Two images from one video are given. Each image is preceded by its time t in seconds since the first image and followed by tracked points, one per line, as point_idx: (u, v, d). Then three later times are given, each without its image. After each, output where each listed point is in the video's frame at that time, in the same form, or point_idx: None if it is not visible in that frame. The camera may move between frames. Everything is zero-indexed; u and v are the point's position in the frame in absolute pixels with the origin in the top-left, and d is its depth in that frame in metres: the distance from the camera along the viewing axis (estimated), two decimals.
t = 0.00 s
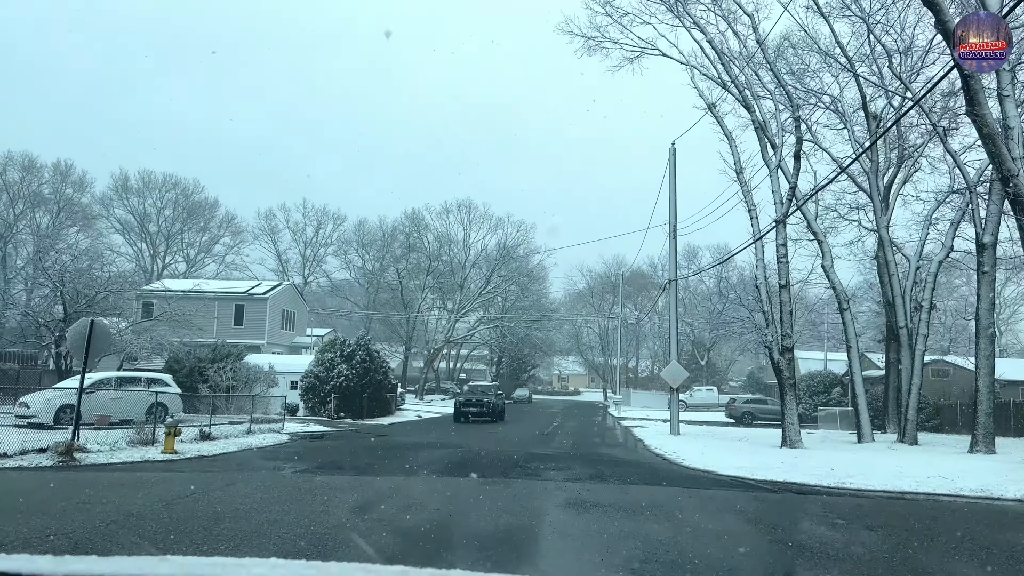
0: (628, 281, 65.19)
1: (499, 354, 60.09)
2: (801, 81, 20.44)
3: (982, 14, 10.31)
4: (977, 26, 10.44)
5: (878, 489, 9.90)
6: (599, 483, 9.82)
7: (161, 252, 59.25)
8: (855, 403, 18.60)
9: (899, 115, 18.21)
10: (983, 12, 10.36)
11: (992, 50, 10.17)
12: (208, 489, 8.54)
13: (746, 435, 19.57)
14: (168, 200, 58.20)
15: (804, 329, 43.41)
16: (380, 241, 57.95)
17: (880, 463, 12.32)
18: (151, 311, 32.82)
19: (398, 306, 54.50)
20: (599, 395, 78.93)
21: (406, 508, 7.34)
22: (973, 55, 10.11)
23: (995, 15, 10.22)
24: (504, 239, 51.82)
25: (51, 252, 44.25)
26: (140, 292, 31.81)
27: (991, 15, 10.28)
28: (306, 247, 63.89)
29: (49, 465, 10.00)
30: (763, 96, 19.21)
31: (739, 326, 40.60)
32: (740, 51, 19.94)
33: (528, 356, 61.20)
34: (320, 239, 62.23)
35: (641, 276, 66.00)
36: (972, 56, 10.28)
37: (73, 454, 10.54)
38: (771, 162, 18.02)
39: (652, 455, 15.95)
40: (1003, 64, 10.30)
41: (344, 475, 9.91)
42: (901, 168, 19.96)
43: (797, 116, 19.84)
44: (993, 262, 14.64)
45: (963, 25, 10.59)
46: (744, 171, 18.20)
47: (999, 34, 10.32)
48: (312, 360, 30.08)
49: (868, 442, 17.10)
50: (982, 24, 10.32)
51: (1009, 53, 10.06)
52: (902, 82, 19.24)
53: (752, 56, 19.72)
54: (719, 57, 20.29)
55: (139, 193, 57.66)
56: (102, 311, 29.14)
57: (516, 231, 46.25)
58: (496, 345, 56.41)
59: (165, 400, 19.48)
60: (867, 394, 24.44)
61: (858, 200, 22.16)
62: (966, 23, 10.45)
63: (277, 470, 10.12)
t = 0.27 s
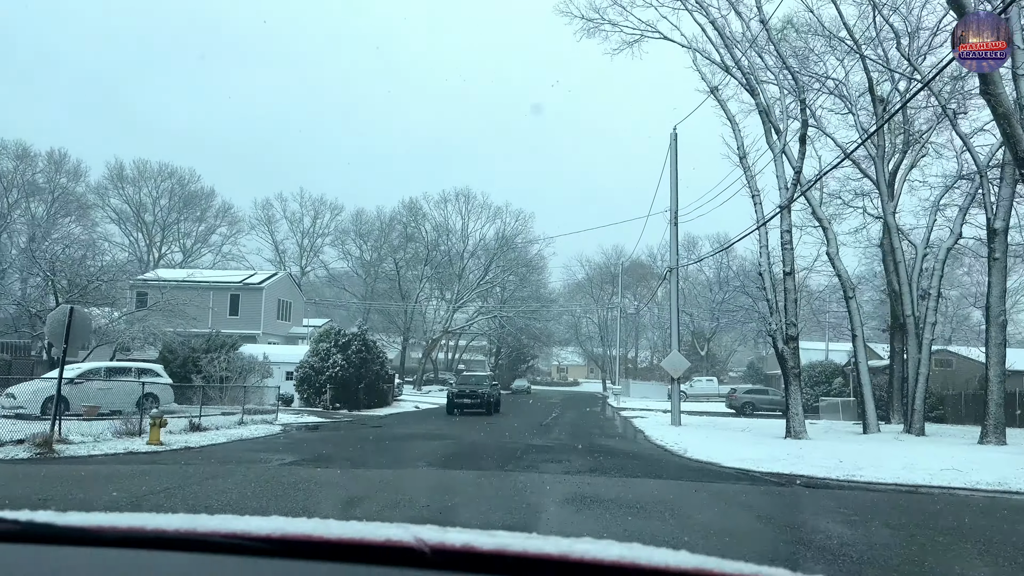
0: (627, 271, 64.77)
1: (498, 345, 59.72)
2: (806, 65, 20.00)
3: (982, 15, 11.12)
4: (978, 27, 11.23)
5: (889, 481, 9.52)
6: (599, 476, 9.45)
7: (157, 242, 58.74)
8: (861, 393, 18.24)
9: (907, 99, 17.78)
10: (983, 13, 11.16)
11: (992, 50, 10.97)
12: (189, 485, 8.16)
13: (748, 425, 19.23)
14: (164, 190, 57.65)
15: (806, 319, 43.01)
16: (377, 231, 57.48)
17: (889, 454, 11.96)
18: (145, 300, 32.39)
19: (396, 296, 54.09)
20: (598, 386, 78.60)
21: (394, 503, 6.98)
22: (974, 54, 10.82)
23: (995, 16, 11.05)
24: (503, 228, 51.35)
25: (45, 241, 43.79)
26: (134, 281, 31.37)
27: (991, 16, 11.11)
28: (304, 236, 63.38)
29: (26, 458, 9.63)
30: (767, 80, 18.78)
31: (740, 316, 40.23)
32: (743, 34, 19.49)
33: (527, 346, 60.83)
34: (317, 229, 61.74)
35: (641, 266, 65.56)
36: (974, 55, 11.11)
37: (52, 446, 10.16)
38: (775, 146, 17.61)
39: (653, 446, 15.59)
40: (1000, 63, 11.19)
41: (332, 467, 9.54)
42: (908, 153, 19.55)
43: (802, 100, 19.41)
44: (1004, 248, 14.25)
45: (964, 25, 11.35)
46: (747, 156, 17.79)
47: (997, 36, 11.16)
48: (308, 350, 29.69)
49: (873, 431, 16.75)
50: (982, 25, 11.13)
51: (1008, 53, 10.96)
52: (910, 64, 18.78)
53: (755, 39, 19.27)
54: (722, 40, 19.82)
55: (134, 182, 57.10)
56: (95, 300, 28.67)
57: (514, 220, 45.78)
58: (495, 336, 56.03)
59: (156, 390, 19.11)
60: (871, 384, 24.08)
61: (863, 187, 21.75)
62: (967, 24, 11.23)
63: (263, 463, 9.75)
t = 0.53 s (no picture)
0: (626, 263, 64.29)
1: (496, 337, 59.31)
2: (810, 49, 19.49)
3: (983, 14, 10.87)
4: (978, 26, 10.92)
5: (904, 477, 9.05)
6: (599, 473, 8.98)
7: (152, 233, 58.16)
8: (867, 384, 17.79)
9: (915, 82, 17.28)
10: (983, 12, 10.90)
11: (992, 50, 10.82)
12: (160, 485, 7.63)
13: (751, 418, 18.80)
14: (158, 180, 57.05)
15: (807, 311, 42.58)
16: (374, 222, 56.94)
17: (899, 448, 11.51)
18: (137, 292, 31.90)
19: (393, 288, 53.61)
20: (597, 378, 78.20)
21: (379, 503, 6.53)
22: (974, 55, 10.73)
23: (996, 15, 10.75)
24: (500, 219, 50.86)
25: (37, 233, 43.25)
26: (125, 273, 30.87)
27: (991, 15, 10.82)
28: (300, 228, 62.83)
29: None
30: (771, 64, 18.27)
31: (741, 308, 39.74)
32: (746, 17, 18.98)
33: (525, 338, 60.41)
34: (313, 220, 61.19)
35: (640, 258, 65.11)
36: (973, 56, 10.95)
37: (25, 442, 9.70)
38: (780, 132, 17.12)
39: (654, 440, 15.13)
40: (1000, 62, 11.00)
41: (317, 464, 9.08)
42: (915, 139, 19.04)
43: (807, 84, 18.92)
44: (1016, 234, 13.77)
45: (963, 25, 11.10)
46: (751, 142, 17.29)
47: (998, 35, 10.88)
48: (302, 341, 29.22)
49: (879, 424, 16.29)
50: (983, 24, 10.84)
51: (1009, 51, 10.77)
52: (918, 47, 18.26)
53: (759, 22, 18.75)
54: (725, 23, 19.33)
55: (128, 173, 56.48)
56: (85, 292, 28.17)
57: (512, 211, 45.31)
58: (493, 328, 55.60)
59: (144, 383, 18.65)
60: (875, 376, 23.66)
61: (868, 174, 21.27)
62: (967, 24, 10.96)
63: (246, 459, 9.30)
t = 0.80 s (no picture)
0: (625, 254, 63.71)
1: (493, 329, 58.69)
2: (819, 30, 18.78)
3: (983, 16, 11.53)
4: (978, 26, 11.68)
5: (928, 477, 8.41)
6: (600, 473, 8.33)
7: (145, 223, 57.37)
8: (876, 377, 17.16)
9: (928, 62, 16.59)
10: (983, 13, 11.58)
11: (991, 50, 11.68)
12: (122, 487, 6.99)
13: (755, 412, 18.18)
14: (151, 170, 56.24)
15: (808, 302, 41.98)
16: (370, 213, 56.24)
17: (916, 444, 10.88)
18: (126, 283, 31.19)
19: (390, 279, 52.94)
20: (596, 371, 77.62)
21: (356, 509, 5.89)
22: (975, 54, 11.55)
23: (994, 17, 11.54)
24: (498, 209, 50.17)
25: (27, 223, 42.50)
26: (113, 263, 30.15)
27: (991, 16, 11.53)
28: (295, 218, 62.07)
29: None
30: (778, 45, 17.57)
31: (742, 299, 39.15)
32: None
33: (523, 330, 59.80)
34: (309, 211, 60.46)
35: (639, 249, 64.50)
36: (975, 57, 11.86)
37: None
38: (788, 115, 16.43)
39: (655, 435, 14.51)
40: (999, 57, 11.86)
41: (295, 463, 8.42)
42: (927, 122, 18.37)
43: (815, 66, 18.24)
44: None
45: (964, 24, 11.74)
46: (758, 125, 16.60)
47: (997, 34, 11.67)
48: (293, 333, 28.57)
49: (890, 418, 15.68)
50: (983, 25, 11.61)
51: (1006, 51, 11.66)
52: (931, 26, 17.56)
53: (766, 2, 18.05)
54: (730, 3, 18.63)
55: (120, 162, 55.66)
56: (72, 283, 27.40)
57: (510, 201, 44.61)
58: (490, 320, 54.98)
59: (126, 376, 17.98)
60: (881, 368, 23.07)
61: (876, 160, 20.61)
62: (968, 25, 11.66)
63: (220, 458, 8.64)
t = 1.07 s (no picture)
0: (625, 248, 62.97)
1: (492, 324, 58.05)
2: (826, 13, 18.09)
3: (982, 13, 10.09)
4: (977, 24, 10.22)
5: (955, 479, 7.80)
6: (600, 475, 7.76)
7: (140, 217, 56.72)
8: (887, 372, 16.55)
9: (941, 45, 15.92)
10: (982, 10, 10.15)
11: (992, 50, 10.14)
12: (81, 492, 6.42)
13: (760, 408, 17.58)
14: (145, 163, 55.55)
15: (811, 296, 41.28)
16: (367, 206, 55.54)
17: (936, 444, 10.26)
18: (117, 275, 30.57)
19: (387, 273, 52.26)
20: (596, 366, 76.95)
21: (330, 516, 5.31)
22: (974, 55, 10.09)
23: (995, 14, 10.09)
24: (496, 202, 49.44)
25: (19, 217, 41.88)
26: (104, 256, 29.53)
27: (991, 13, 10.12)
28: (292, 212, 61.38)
29: None
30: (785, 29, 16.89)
31: (744, 294, 38.49)
32: None
33: (522, 325, 59.14)
34: (305, 204, 59.75)
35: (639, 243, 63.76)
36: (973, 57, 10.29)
37: None
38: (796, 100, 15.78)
39: (658, 433, 13.93)
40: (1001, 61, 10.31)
41: (273, 464, 7.84)
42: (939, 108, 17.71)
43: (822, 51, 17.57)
44: None
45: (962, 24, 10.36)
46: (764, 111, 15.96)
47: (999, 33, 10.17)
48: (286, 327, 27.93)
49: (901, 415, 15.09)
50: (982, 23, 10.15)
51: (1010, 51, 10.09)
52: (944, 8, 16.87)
53: None
54: None
55: (114, 155, 54.97)
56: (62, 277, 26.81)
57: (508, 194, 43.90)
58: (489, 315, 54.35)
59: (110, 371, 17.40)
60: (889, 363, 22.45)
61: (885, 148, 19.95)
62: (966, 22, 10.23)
63: (194, 459, 8.08)
